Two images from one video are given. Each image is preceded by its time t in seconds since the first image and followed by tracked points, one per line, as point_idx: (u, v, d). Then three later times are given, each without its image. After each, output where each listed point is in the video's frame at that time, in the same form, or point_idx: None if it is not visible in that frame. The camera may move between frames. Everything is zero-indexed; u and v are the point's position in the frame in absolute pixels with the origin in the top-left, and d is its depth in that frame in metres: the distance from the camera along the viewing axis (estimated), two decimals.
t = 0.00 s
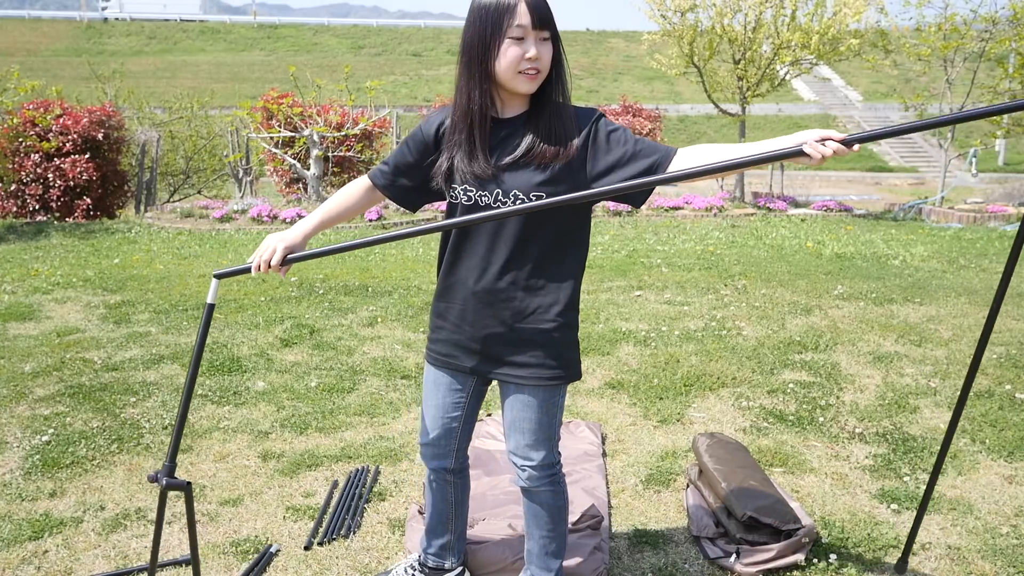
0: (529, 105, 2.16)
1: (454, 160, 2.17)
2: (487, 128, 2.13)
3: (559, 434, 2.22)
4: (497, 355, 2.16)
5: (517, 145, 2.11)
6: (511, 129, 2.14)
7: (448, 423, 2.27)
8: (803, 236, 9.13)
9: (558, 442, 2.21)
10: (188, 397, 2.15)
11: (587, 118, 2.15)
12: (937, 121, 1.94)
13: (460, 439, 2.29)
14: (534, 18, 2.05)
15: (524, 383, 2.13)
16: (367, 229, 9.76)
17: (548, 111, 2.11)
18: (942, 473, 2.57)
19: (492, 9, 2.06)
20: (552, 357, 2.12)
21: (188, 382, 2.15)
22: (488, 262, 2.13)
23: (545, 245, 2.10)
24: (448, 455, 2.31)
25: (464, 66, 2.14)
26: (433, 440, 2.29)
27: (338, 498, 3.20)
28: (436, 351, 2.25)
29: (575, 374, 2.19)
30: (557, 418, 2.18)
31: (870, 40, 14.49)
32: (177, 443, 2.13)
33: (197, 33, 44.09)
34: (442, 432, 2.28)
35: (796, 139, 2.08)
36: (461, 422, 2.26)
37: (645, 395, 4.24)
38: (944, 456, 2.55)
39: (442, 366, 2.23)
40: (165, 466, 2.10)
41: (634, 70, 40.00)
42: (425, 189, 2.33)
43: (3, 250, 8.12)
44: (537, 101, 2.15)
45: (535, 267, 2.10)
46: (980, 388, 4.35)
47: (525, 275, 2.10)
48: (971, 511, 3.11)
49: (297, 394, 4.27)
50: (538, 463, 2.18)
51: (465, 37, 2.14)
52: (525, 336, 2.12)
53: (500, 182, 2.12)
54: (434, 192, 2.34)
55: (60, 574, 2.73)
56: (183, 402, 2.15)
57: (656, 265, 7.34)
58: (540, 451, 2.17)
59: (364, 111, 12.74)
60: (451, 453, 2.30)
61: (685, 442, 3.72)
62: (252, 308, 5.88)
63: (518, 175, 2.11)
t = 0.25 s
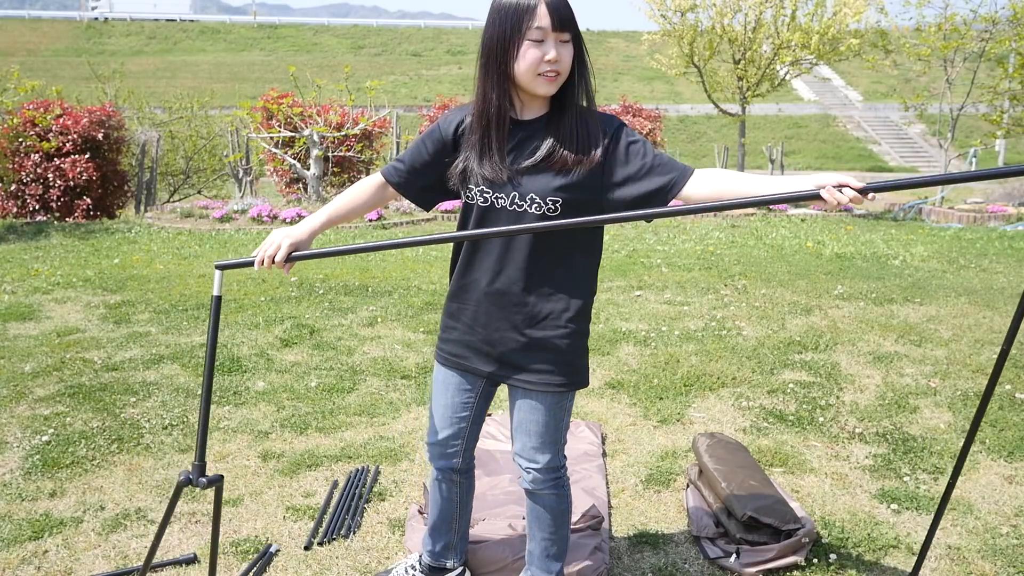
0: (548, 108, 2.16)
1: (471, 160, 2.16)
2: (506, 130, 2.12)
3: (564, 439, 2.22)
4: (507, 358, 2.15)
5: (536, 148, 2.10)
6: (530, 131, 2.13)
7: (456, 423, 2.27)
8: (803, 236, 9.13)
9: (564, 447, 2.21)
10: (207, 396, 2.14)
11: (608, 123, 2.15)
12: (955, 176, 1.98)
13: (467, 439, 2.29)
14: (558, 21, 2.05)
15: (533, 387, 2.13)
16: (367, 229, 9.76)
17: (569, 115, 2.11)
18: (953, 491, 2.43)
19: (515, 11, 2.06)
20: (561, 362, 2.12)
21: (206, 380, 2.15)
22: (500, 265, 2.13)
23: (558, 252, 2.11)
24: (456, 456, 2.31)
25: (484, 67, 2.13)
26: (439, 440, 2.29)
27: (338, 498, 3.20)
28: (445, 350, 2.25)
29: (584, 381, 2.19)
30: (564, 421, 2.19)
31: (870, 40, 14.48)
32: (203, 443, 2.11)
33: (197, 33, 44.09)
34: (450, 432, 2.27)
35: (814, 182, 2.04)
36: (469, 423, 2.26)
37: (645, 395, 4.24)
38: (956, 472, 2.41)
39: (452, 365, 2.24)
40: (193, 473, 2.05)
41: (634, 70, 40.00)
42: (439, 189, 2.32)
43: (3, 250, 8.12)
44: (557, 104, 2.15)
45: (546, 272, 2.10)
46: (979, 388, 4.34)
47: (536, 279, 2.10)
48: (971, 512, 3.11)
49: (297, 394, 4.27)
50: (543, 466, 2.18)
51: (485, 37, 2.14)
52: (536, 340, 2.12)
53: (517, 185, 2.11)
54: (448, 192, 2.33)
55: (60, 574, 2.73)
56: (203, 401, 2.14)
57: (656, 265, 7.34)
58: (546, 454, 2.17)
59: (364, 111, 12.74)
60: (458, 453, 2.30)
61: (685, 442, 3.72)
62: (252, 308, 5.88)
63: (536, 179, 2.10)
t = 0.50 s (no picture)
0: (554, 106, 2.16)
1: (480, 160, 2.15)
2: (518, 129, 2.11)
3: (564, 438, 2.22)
4: (510, 357, 2.15)
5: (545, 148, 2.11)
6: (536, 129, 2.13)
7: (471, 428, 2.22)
8: (803, 236, 9.13)
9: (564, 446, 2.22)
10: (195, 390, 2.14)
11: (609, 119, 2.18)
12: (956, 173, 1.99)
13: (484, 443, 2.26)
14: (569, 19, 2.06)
15: (536, 385, 2.13)
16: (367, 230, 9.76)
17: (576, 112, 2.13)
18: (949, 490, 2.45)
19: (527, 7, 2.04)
20: (563, 360, 2.13)
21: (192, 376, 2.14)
22: (504, 263, 2.12)
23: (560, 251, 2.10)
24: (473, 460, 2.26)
25: (494, 65, 2.10)
26: (459, 449, 2.24)
27: (338, 498, 3.20)
28: (446, 350, 2.24)
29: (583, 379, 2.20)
30: (565, 419, 2.19)
31: (870, 40, 14.47)
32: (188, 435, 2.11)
33: (197, 33, 44.09)
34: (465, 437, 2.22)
35: (797, 180, 2.13)
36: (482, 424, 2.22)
37: (645, 395, 4.24)
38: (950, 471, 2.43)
39: (454, 365, 2.21)
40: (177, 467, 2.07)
41: (634, 70, 40.00)
42: (438, 186, 2.31)
43: (3, 250, 8.12)
44: (563, 101, 2.16)
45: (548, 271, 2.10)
46: (979, 387, 4.34)
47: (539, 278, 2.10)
48: (971, 512, 3.11)
49: (297, 393, 4.27)
50: (543, 465, 2.18)
51: (492, 32, 2.11)
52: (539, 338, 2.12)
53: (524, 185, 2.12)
54: (444, 188, 2.32)
55: (60, 574, 2.73)
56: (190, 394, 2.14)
57: (656, 265, 7.34)
58: (547, 452, 2.17)
59: (364, 111, 12.74)
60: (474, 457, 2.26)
61: (685, 442, 3.72)
62: (252, 308, 5.88)
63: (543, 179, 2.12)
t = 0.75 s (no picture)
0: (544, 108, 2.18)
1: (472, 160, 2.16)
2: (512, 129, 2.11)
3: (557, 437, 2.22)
4: (502, 356, 2.15)
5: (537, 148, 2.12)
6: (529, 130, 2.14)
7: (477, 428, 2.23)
8: (803, 236, 9.13)
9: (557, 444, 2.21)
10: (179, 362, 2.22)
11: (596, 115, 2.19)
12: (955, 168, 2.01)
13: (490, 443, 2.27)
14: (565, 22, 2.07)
15: (530, 382, 2.13)
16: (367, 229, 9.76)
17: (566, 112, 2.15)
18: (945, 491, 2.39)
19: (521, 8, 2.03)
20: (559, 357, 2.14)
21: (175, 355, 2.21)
22: (495, 262, 2.11)
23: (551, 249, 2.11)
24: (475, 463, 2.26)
25: (488, 69, 2.09)
26: (466, 452, 2.24)
27: (338, 498, 3.20)
28: (436, 354, 2.22)
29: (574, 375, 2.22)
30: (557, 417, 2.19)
31: (870, 40, 14.47)
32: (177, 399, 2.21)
33: (197, 33, 44.09)
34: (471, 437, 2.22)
35: (784, 168, 2.13)
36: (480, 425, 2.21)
37: (645, 395, 4.24)
38: (948, 469, 2.38)
39: (447, 368, 2.20)
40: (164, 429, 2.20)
41: (634, 70, 40.01)
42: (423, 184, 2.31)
43: (3, 250, 8.12)
44: (551, 101, 2.17)
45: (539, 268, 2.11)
46: (979, 388, 4.34)
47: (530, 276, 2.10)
48: (971, 512, 3.11)
49: (297, 393, 4.27)
50: (537, 465, 2.17)
51: (484, 35, 2.10)
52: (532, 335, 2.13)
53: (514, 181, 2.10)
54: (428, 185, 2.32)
55: (60, 574, 2.73)
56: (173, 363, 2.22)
57: (656, 265, 7.34)
58: (540, 452, 2.16)
59: (364, 111, 12.74)
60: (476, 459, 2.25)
61: (685, 443, 3.72)
62: (252, 308, 5.88)
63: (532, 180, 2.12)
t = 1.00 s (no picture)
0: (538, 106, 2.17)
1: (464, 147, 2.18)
2: (501, 124, 2.12)
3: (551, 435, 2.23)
4: (493, 351, 2.14)
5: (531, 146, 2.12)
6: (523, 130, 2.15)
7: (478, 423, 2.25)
8: (803, 236, 9.13)
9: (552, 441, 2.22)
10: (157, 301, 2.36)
11: (590, 114, 2.20)
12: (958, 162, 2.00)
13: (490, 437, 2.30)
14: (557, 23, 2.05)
15: (525, 378, 2.14)
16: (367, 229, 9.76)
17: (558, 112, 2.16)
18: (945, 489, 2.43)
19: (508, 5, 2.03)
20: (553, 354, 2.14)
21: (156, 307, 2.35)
22: (488, 258, 2.11)
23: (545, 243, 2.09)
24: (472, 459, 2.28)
25: (476, 66, 2.09)
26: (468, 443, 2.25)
27: (338, 498, 3.20)
28: (429, 349, 2.21)
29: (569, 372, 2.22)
30: (553, 414, 2.19)
31: (870, 40, 14.47)
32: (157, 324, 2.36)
33: (197, 33, 44.08)
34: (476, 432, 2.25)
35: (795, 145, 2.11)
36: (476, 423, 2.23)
37: (645, 395, 4.24)
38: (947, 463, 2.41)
39: (440, 364, 2.19)
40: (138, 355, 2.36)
41: (634, 70, 40.01)
42: (410, 173, 2.31)
43: (3, 250, 8.12)
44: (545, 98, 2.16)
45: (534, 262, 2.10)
46: (979, 388, 4.34)
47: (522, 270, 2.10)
48: (971, 512, 3.11)
49: (297, 394, 4.27)
50: (534, 463, 2.18)
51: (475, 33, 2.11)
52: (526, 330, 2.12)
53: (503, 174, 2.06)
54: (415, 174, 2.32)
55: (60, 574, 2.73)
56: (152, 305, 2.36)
57: (656, 265, 7.34)
58: (536, 450, 2.17)
59: (364, 111, 12.74)
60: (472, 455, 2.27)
61: (685, 443, 3.72)
62: (252, 307, 5.88)
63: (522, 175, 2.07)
